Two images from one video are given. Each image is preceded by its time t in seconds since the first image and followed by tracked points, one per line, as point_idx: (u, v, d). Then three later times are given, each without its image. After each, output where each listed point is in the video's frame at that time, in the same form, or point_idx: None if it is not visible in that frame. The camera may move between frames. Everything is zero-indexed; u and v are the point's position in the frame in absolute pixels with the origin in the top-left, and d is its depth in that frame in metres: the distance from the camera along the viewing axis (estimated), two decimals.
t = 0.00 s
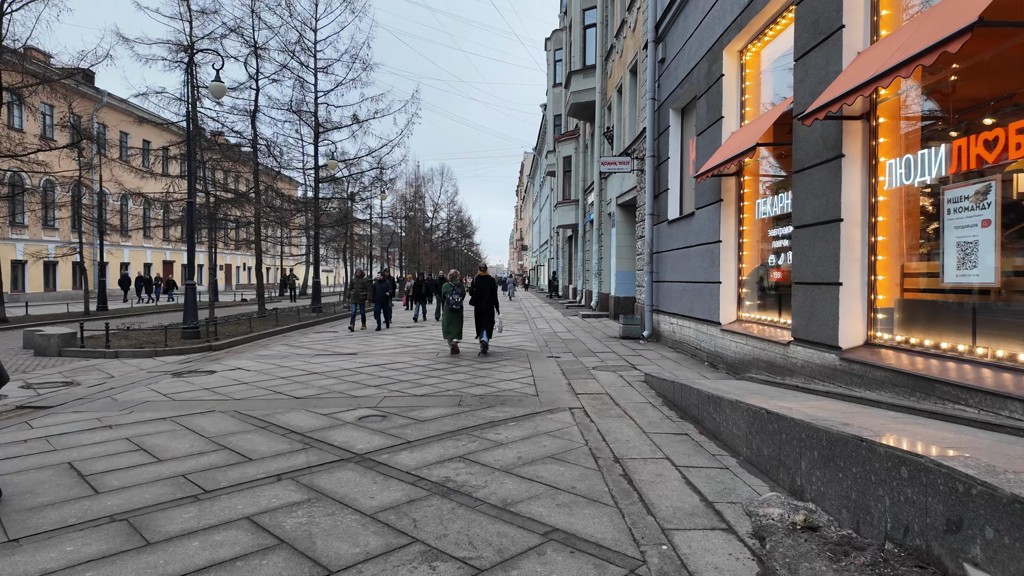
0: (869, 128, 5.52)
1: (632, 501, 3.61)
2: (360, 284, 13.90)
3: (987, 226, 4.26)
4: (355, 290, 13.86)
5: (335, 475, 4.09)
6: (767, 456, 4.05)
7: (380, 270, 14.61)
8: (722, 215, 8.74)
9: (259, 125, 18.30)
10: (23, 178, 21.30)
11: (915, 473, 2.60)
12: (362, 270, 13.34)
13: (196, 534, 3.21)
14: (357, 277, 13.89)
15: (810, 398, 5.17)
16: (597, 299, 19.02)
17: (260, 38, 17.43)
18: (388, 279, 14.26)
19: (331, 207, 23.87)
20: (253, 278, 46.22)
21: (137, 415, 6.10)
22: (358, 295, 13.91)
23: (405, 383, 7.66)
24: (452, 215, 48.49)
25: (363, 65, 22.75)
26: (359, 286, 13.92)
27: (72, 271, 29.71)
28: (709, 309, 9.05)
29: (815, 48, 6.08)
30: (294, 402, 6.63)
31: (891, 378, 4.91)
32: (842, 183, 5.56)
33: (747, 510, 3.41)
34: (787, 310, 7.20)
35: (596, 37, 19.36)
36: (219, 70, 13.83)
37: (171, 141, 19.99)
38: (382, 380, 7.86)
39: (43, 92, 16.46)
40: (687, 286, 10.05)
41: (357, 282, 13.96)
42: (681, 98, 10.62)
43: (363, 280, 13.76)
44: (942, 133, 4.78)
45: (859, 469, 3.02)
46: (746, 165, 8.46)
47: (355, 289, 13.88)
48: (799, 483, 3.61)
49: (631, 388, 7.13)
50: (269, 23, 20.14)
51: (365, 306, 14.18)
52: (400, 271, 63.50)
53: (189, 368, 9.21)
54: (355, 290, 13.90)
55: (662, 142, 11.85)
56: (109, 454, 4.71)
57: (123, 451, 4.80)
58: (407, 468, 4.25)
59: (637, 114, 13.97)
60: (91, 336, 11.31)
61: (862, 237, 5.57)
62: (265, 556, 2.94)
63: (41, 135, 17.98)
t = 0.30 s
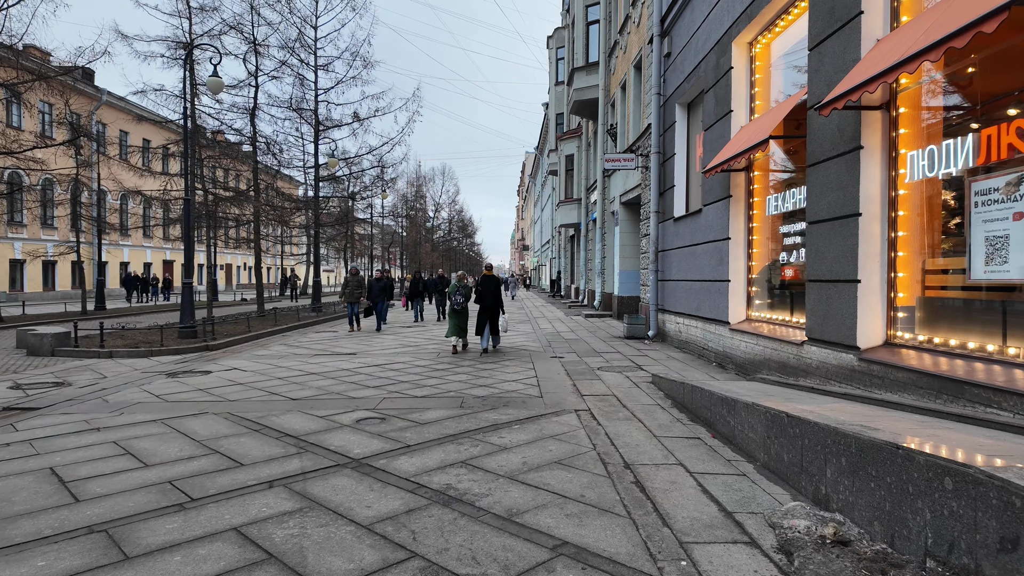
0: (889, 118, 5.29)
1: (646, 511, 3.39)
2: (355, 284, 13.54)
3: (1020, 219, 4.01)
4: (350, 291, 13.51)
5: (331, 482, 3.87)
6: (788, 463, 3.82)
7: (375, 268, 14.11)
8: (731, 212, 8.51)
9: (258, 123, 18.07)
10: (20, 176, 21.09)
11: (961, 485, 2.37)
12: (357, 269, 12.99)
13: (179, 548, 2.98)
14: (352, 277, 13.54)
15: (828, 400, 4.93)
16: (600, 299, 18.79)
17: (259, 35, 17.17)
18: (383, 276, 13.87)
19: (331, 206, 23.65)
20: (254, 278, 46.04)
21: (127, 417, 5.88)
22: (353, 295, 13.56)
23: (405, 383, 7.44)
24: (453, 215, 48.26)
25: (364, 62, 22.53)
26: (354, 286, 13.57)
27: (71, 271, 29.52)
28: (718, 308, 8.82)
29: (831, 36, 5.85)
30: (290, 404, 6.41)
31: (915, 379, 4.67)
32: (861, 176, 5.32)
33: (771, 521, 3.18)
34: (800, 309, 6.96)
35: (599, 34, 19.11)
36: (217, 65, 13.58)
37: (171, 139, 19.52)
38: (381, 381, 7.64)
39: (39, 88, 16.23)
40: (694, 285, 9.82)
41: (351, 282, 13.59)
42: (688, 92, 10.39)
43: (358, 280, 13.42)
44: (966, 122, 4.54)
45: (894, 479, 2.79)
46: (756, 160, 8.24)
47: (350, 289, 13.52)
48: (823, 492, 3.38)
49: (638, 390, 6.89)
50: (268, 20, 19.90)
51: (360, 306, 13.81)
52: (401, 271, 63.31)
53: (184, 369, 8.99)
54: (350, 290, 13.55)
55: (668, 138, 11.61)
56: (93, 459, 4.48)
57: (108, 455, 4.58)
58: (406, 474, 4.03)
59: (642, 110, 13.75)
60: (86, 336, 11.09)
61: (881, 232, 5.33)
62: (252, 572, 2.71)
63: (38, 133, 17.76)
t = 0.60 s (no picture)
0: (909, 113, 5.06)
1: (660, 530, 3.17)
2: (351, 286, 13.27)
3: None
4: (346, 293, 13.21)
5: (324, 497, 3.66)
6: (809, 476, 3.61)
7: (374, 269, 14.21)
8: (739, 211, 8.29)
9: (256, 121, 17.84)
10: (16, 175, 20.87)
11: (1012, 510, 2.16)
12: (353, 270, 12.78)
13: (158, 572, 2.77)
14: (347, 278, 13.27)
15: (845, 408, 4.72)
16: (602, 299, 18.57)
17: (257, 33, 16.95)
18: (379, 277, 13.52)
19: (330, 206, 23.43)
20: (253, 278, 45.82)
21: (116, 424, 5.66)
22: (348, 298, 13.23)
23: (404, 388, 7.23)
24: (453, 215, 48.05)
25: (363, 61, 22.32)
26: (349, 287, 13.32)
27: (68, 271, 29.30)
28: (725, 310, 8.61)
29: (846, 29, 5.64)
30: (285, 410, 6.20)
31: (937, 387, 4.46)
32: (879, 174, 5.10)
33: (795, 543, 2.97)
34: (811, 311, 6.75)
35: (601, 32, 18.89)
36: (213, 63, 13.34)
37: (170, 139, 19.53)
38: (380, 385, 7.43)
39: (33, 87, 16.00)
40: (699, 286, 9.61)
41: (346, 283, 13.32)
42: (693, 89, 10.19)
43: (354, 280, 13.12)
44: (993, 116, 4.30)
45: (931, 499, 2.57)
46: (765, 158, 8.03)
47: (345, 291, 13.22)
48: (849, 509, 3.17)
49: (645, 395, 6.68)
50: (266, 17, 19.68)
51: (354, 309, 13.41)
52: (401, 271, 63.09)
53: (178, 372, 8.78)
54: (345, 292, 13.27)
55: (672, 136, 11.41)
56: (76, 470, 4.26)
57: (92, 466, 4.35)
58: (404, 488, 3.81)
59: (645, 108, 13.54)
60: (78, 338, 10.87)
61: (900, 232, 5.12)
62: None
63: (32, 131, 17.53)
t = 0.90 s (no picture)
0: (926, 100, 4.84)
1: (670, 541, 2.95)
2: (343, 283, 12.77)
3: None
4: (337, 291, 12.70)
5: (312, 505, 3.43)
6: (827, 482, 3.39)
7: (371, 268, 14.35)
8: (745, 205, 8.06)
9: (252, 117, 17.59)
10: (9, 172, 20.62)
11: None
12: (344, 266, 12.35)
13: None
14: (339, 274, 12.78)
15: (861, 408, 4.50)
16: (603, 297, 18.33)
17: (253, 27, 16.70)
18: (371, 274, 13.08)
19: (328, 203, 23.21)
20: (251, 277, 45.59)
21: (99, 425, 5.44)
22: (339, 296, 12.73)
23: (400, 388, 7.00)
24: (453, 213, 47.82)
25: (361, 56, 22.08)
26: (342, 285, 12.82)
27: (64, 269, 29.06)
28: (730, 307, 8.39)
29: (859, 13, 5.41)
30: (276, 411, 5.97)
31: (959, 386, 4.23)
32: (896, 164, 4.88)
33: (816, 555, 2.75)
34: (822, 308, 6.53)
35: (602, 26, 18.65)
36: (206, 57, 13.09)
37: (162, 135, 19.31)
38: (375, 385, 7.21)
39: (25, 82, 15.74)
40: (703, 283, 9.39)
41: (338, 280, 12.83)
42: (697, 82, 9.96)
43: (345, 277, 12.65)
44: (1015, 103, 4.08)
45: (970, 509, 2.35)
46: (772, 150, 7.80)
47: (336, 288, 12.73)
48: (874, 519, 2.95)
49: (649, 395, 6.45)
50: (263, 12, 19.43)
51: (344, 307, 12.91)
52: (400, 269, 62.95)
53: (169, 371, 8.56)
54: (337, 289, 12.78)
55: (675, 130, 11.19)
56: (52, 475, 4.03)
57: (69, 471, 4.13)
58: (397, 494, 3.59)
59: (647, 102, 13.32)
60: (69, 336, 10.63)
61: (917, 224, 4.90)
62: None
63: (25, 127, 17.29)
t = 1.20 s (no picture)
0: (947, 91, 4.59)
1: (684, 567, 2.70)
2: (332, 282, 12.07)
3: None
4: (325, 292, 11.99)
5: (295, 524, 3.19)
6: (850, 499, 3.15)
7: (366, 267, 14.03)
8: (752, 202, 7.81)
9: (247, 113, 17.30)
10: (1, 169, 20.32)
11: None
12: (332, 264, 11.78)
13: None
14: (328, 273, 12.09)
15: (879, 415, 4.26)
16: (604, 296, 18.10)
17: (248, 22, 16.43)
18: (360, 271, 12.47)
19: (325, 201, 22.94)
20: (249, 275, 45.38)
21: (77, 432, 5.19)
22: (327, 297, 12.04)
23: (396, 391, 6.75)
24: (452, 211, 47.54)
25: (358, 52, 21.81)
26: (331, 284, 12.10)
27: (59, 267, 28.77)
28: (736, 307, 8.14)
29: None
30: (265, 416, 5.72)
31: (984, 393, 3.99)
32: (915, 157, 4.63)
33: None
34: (833, 308, 6.29)
35: (602, 20, 18.36)
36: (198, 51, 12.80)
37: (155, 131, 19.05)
38: (371, 388, 6.97)
39: (14, 77, 15.44)
40: (707, 282, 9.16)
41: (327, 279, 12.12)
42: (701, 75, 9.71)
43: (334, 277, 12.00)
44: None
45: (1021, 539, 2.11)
46: (779, 145, 7.56)
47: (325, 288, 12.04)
48: (905, 542, 2.71)
49: (654, 399, 6.20)
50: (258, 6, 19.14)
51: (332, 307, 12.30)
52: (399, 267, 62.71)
53: (158, 373, 8.31)
54: (326, 289, 12.08)
55: (678, 125, 10.94)
56: (20, 489, 3.78)
57: (39, 484, 3.88)
58: (387, 511, 3.35)
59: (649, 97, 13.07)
60: (56, 337, 10.37)
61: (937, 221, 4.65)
62: None
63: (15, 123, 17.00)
